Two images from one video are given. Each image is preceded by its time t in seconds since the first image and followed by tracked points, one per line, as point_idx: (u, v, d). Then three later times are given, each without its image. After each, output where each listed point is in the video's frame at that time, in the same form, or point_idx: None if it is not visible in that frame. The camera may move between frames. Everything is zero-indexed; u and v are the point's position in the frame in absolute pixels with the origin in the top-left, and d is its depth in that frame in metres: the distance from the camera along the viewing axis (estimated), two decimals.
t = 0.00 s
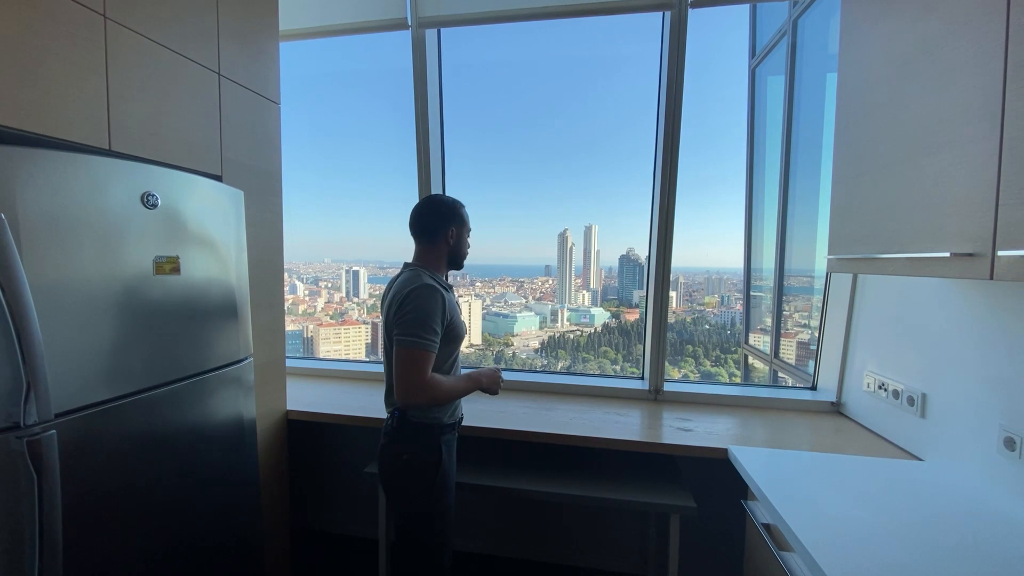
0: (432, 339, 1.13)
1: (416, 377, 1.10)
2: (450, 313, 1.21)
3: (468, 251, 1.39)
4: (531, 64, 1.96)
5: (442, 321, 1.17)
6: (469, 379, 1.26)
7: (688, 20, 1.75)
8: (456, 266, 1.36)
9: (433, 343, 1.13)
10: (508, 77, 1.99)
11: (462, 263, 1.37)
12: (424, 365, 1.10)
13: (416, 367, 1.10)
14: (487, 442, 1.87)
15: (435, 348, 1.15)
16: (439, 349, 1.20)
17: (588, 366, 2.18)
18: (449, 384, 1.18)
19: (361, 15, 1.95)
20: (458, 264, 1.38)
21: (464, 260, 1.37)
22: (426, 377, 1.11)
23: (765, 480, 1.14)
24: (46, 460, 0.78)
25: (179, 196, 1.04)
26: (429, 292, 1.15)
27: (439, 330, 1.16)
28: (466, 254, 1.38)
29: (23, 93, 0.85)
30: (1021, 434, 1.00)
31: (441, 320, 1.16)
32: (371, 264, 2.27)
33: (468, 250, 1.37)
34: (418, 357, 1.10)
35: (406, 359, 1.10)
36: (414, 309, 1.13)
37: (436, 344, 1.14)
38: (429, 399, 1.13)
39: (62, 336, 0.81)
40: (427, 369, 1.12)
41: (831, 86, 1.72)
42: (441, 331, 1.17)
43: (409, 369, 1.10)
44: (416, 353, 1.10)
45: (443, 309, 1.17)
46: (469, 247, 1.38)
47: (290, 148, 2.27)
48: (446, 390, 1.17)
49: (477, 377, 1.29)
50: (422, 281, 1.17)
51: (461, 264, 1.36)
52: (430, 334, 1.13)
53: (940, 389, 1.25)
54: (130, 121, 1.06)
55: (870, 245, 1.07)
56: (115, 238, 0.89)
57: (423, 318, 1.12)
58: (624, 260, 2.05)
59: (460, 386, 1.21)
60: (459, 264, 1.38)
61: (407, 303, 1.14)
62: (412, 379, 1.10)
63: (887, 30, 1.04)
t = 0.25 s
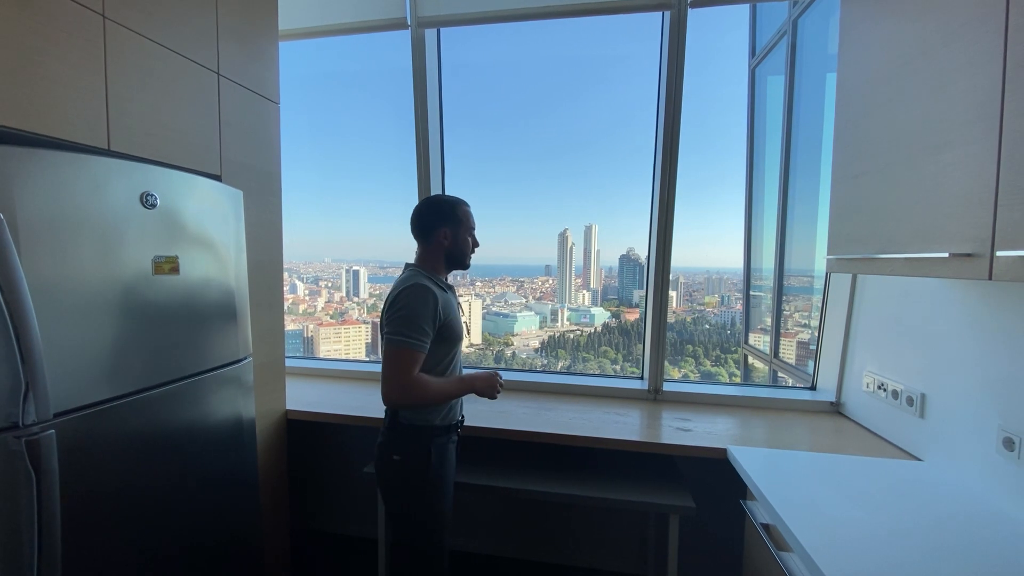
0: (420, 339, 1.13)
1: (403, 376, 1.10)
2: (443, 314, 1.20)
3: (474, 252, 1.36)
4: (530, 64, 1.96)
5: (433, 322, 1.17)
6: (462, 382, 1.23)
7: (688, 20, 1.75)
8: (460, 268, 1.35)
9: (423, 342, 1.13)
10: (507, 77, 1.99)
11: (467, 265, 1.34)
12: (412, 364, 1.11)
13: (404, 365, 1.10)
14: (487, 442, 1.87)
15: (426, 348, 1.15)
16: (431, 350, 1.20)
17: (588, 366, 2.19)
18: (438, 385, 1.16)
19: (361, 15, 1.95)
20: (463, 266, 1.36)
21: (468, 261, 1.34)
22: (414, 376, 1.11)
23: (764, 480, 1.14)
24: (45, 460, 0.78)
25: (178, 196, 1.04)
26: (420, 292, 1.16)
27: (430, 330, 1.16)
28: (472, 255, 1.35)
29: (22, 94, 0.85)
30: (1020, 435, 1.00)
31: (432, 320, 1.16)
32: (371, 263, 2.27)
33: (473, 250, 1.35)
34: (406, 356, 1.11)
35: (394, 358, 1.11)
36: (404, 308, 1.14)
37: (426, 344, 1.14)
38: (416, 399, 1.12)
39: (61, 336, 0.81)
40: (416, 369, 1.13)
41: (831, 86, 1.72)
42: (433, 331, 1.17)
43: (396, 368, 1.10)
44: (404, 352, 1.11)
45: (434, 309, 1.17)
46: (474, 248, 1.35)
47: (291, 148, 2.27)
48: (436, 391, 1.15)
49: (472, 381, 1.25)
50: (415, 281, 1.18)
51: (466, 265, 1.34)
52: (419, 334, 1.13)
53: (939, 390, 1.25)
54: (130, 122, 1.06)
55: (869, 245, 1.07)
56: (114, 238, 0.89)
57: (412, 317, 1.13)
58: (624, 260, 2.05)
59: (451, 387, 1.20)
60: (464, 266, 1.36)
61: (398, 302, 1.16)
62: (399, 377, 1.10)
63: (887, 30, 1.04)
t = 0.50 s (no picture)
0: (420, 338, 1.13)
1: (402, 375, 1.10)
2: (444, 314, 1.20)
3: (475, 252, 1.35)
4: (530, 64, 1.96)
5: (433, 321, 1.17)
6: (462, 381, 1.23)
7: (688, 20, 1.75)
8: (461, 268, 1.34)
9: (423, 342, 1.13)
10: (507, 77, 1.99)
11: (468, 265, 1.34)
12: (411, 364, 1.11)
13: (404, 365, 1.10)
14: (488, 442, 1.87)
15: (426, 348, 1.15)
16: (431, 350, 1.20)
17: (588, 366, 2.19)
18: (437, 385, 1.16)
19: (360, 15, 1.95)
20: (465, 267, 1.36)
21: (470, 262, 1.34)
22: (414, 376, 1.11)
23: (764, 480, 1.14)
24: (44, 460, 0.78)
25: (178, 196, 1.04)
26: (420, 292, 1.16)
27: (430, 330, 1.16)
28: (473, 256, 1.34)
29: (22, 94, 0.85)
30: (1020, 435, 1.00)
31: (432, 320, 1.16)
32: (371, 264, 2.27)
33: (474, 251, 1.34)
34: (406, 356, 1.11)
35: (394, 357, 1.11)
36: (403, 308, 1.14)
37: (425, 344, 1.14)
38: (416, 398, 1.12)
39: (61, 336, 0.81)
40: (416, 368, 1.12)
41: (831, 86, 1.71)
42: (433, 331, 1.17)
43: (396, 367, 1.10)
44: (404, 352, 1.11)
45: (434, 309, 1.17)
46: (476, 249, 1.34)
47: (291, 148, 2.27)
48: (435, 391, 1.15)
49: (473, 381, 1.25)
50: (415, 281, 1.18)
51: (467, 266, 1.34)
52: (419, 334, 1.13)
53: (939, 390, 1.25)
54: (129, 122, 1.06)
55: (870, 245, 1.07)
56: (114, 237, 0.89)
57: (412, 317, 1.13)
58: (624, 260, 2.05)
59: (451, 387, 1.19)
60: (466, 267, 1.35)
61: (397, 302, 1.16)
62: (399, 377, 1.10)
63: (887, 30, 1.04)
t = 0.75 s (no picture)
0: (421, 337, 1.12)
1: (404, 373, 1.10)
2: (444, 313, 1.20)
3: (475, 252, 1.35)
4: (530, 64, 1.96)
5: (434, 321, 1.16)
6: (464, 379, 1.23)
7: (688, 20, 1.75)
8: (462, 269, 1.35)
9: (424, 341, 1.13)
10: (507, 77, 1.99)
11: (468, 266, 1.34)
12: (412, 362, 1.10)
13: (405, 363, 1.10)
14: (488, 442, 1.87)
15: (427, 347, 1.15)
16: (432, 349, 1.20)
17: (588, 366, 2.19)
18: (439, 382, 1.16)
19: (361, 15, 1.95)
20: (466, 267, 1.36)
21: (470, 262, 1.34)
22: (416, 374, 1.11)
23: (765, 480, 1.13)
24: (44, 460, 0.78)
25: (178, 195, 1.04)
26: (420, 290, 1.16)
27: (431, 329, 1.15)
28: (473, 256, 1.34)
29: (23, 93, 0.85)
30: (1021, 435, 1.00)
31: (433, 319, 1.16)
32: (371, 264, 2.27)
33: (474, 251, 1.34)
34: (407, 354, 1.10)
35: (396, 356, 1.11)
36: (404, 307, 1.14)
37: (426, 342, 1.14)
38: (417, 397, 1.12)
39: (61, 336, 0.81)
40: (418, 366, 1.12)
41: (831, 86, 1.71)
42: (434, 330, 1.17)
43: (398, 365, 1.10)
44: (405, 350, 1.10)
45: (435, 308, 1.17)
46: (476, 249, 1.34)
47: (291, 148, 2.27)
48: (437, 389, 1.15)
49: (474, 378, 1.25)
50: (415, 280, 1.18)
51: (467, 266, 1.34)
52: (420, 333, 1.12)
53: (940, 390, 1.25)
54: (129, 121, 1.06)
55: (870, 245, 1.06)
56: (114, 237, 0.89)
57: (412, 316, 1.13)
58: (624, 260, 2.05)
59: (453, 386, 1.19)
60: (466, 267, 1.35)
61: (398, 301, 1.16)
62: (401, 375, 1.10)
63: (887, 30, 1.03)
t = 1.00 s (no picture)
0: (419, 335, 1.13)
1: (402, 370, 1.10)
2: (443, 311, 1.20)
3: (475, 253, 1.35)
4: (530, 64, 1.96)
5: (432, 318, 1.17)
6: (462, 377, 1.23)
7: (688, 20, 1.75)
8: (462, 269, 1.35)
9: (421, 338, 1.13)
10: (507, 77, 1.99)
11: (468, 266, 1.34)
12: (409, 359, 1.11)
13: (403, 360, 1.11)
14: (488, 442, 1.87)
15: (425, 344, 1.15)
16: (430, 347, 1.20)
17: (588, 366, 2.19)
18: (438, 380, 1.16)
19: (360, 15, 1.95)
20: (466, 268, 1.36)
21: (470, 262, 1.34)
22: (413, 371, 1.11)
23: (764, 480, 1.14)
24: (44, 460, 0.78)
25: (177, 195, 1.04)
26: (418, 288, 1.16)
27: (429, 326, 1.16)
28: (473, 257, 1.34)
29: (23, 93, 0.85)
30: (1020, 434, 1.00)
31: (431, 316, 1.16)
32: (371, 264, 2.27)
33: (474, 251, 1.34)
34: (405, 352, 1.11)
35: (394, 353, 1.12)
36: (401, 304, 1.14)
37: (422, 339, 1.14)
38: (416, 394, 1.12)
39: (61, 336, 0.81)
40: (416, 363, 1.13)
41: (831, 86, 1.71)
42: (432, 328, 1.17)
43: (396, 363, 1.11)
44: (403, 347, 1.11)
45: (432, 306, 1.17)
46: (476, 249, 1.34)
47: (291, 149, 2.27)
48: (436, 386, 1.15)
49: (473, 378, 1.25)
50: (413, 278, 1.19)
51: (467, 266, 1.34)
52: (417, 330, 1.13)
53: (940, 389, 1.25)
54: (129, 121, 1.06)
55: (869, 245, 1.07)
56: (114, 237, 0.89)
57: (410, 313, 1.13)
58: (624, 260, 2.05)
59: (451, 383, 1.19)
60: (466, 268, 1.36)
61: (395, 299, 1.16)
62: (399, 372, 1.10)
63: (886, 29, 1.03)
